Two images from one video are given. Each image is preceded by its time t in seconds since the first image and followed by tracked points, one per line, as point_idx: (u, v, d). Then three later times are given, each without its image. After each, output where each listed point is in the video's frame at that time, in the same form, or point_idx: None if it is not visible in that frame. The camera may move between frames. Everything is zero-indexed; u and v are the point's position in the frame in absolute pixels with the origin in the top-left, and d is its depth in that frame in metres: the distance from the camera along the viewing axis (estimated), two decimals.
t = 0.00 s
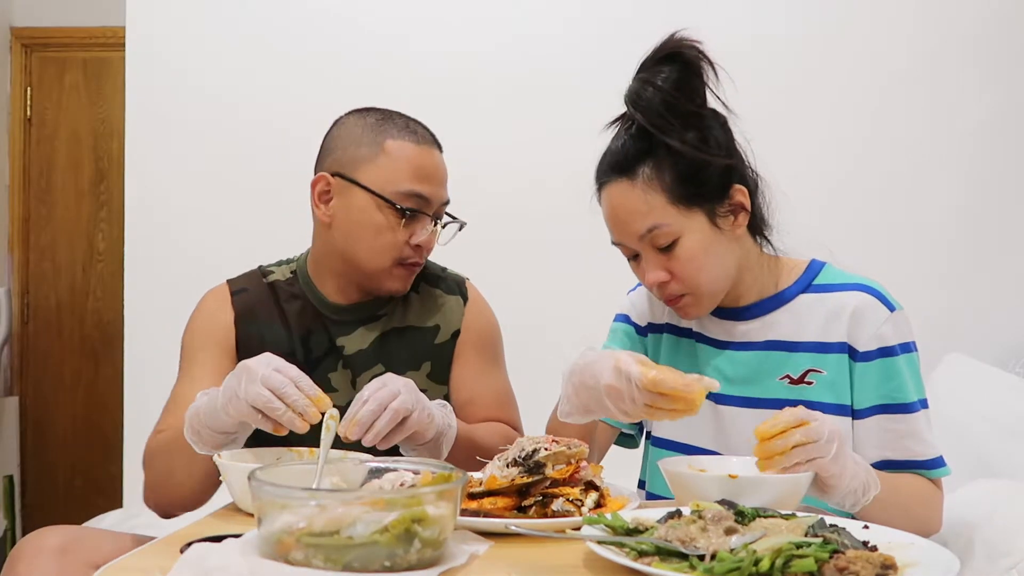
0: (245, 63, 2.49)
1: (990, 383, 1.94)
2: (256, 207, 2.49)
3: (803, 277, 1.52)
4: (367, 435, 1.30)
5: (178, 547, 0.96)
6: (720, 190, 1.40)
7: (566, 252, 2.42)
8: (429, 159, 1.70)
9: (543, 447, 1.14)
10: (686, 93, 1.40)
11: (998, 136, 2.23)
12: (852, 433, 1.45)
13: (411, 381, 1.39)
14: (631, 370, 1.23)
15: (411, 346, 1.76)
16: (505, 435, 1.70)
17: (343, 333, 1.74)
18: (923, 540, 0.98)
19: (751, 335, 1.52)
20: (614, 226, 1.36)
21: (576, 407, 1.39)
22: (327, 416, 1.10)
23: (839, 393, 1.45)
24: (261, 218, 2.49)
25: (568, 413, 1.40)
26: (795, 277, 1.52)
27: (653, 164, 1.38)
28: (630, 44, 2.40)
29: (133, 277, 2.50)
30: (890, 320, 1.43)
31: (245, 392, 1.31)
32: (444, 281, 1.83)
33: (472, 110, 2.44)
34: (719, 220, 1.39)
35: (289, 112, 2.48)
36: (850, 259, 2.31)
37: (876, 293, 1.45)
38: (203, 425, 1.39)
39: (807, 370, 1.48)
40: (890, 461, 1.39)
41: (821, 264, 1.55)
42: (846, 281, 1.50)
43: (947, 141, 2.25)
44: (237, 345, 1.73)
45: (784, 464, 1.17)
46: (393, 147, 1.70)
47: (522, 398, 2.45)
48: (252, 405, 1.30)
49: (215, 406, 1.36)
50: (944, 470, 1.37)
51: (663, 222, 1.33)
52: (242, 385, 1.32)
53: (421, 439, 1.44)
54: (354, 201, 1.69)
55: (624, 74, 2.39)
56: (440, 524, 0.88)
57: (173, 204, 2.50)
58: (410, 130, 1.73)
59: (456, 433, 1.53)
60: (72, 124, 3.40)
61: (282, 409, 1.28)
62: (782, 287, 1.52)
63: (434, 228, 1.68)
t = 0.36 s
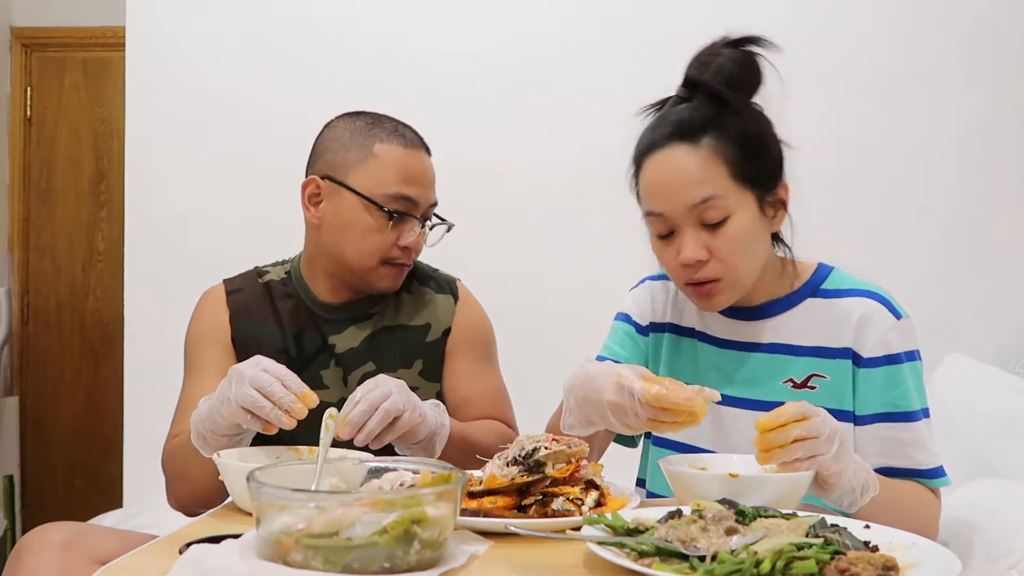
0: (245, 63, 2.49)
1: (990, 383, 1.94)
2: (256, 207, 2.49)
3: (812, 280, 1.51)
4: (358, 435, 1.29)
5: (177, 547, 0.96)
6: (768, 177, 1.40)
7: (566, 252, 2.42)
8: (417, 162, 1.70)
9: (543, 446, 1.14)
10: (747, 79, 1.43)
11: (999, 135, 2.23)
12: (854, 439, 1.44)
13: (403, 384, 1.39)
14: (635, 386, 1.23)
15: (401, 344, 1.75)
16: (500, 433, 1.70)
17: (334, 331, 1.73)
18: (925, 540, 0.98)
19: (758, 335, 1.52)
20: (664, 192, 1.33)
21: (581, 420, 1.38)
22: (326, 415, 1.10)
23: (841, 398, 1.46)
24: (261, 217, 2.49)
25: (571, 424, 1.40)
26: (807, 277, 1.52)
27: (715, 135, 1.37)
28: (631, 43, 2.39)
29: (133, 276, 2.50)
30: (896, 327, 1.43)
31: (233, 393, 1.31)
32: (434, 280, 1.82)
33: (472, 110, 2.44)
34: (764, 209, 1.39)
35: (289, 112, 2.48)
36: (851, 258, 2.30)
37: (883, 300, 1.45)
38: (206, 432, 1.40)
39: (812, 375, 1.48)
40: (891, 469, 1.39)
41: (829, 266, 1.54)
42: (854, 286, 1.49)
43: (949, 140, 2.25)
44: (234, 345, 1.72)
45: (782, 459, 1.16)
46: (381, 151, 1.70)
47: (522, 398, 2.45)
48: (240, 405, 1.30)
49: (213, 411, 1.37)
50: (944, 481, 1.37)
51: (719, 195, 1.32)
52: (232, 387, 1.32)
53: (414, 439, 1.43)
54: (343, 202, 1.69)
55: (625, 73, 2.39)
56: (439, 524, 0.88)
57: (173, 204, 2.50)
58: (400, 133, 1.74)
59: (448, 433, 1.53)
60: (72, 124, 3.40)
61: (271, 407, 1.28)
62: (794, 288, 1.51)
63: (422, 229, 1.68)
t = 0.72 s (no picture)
0: (245, 63, 2.49)
1: (990, 384, 1.94)
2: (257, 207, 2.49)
3: (839, 299, 1.47)
4: (371, 419, 1.30)
5: (180, 547, 0.96)
6: (809, 198, 1.35)
7: (566, 253, 2.42)
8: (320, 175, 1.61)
9: (545, 447, 1.14)
10: (814, 96, 1.40)
11: (999, 137, 2.23)
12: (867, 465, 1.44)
13: (415, 369, 1.40)
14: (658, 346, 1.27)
15: (407, 346, 1.74)
16: (508, 432, 1.68)
17: (336, 333, 1.73)
18: (925, 541, 0.98)
19: (779, 357, 1.47)
20: (703, 185, 1.28)
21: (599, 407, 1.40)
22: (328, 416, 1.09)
23: (863, 427, 1.43)
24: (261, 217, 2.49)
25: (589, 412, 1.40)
26: (834, 292, 1.47)
27: (767, 140, 1.33)
28: (630, 43, 2.39)
29: (134, 276, 2.50)
30: (926, 356, 1.43)
31: (233, 391, 1.31)
32: (441, 282, 1.79)
33: (472, 110, 2.44)
34: (800, 232, 1.34)
35: (289, 112, 2.48)
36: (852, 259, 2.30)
37: (915, 328, 1.43)
38: (196, 425, 1.39)
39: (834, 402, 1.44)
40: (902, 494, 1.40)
41: (858, 281, 1.49)
42: (881, 308, 1.46)
43: (949, 141, 2.25)
44: (245, 344, 1.73)
45: (777, 463, 1.17)
46: (290, 168, 1.63)
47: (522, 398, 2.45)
48: (240, 404, 1.30)
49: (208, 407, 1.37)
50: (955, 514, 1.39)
51: (758, 204, 1.28)
52: (231, 385, 1.33)
53: (424, 428, 1.43)
54: (269, 224, 1.69)
55: (625, 73, 2.39)
56: (441, 524, 0.88)
57: (173, 204, 2.50)
58: (317, 140, 1.64)
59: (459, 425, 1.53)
60: (72, 123, 3.40)
61: (270, 406, 1.28)
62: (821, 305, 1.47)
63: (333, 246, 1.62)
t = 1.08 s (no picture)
0: (246, 63, 2.50)
1: (991, 385, 1.94)
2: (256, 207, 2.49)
3: (844, 308, 1.47)
4: (373, 428, 1.30)
5: (180, 546, 0.96)
6: (810, 220, 1.34)
7: (565, 253, 2.42)
8: (225, 201, 1.55)
9: (544, 447, 1.13)
10: (824, 109, 1.36)
11: (999, 136, 2.23)
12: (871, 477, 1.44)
13: (418, 375, 1.39)
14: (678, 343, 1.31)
15: (402, 348, 1.72)
16: (511, 428, 1.69)
17: (330, 336, 1.72)
18: (924, 541, 0.98)
19: (779, 366, 1.48)
20: (702, 206, 1.26)
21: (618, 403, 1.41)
22: (328, 416, 1.09)
23: (865, 439, 1.43)
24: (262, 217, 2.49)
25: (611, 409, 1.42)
26: (837, 302, 1.47)
27: (771, 158, 1.31)
28: (631, 42, 2.39)
29: (134, 276, 2.50)
30: (933, 367, 1.42)
31: (235, 386, 1.30)
32: (437, 281, 1.79)
33: (473, 110, 2.44)
34: (801, 255, 1.34)
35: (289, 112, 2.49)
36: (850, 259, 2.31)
37: (923, 339, 1.43)
38: (163, 397, 1.42)
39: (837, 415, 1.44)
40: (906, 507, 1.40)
41: (863, 289, 1.49)
42: (887, 317, 1.46)
43: (949, 141, 2.25)
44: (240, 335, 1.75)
45: (778, 464, 1.18)
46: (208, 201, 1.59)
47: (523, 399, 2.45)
48: (242, 399, 1.30)
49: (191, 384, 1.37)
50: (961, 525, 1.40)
51: (758, 228, 1.27)
52: (230, 374, 1.32)
53: (428, 433, 1.43)
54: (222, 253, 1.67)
55: (626, 73, 2.39)
56: (441, 524, 0.88)
57: (173, 203, 2.50)
58: (228, 164, 1.59)
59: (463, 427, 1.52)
60: (72, 124, 3.40)
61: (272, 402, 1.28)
62: (822, 315, 1.47)
63: (261, 268, 1.56)
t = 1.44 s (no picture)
0: (245, 63, 2.50)
1: (991, 385, 1.94)
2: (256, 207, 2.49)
3: (848, 309, 1.46)
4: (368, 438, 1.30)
5: (180, 546, 0.96)
6: (811, 226, 1.34)
7: (566, 253, 2.42)
8: (207, 204, 1.55)
9: (544, 448, 1.13)
10: (818, 112, 1.36)
11: (998, 136, 2.23)
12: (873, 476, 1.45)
13: (412, 382, 1.39)
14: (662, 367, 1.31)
15: (394, 350, 1.71)
16: (507, 430, 1.69)
17: (320, 339, 1.71)
18: (924, 541, 0.98)
19: (783, 368, 1.47)
20: (701, 216, 1.26)
21: (611, 418, 1.42)
22: (328, 416, 1.09)
23: (868, 439, 1.44)
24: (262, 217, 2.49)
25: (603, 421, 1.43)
26: (842, 303, 1.47)
27: (767, 166, 1.31)
28: (631, 42, 2.39)
29: (134, 276, 2.50)
30: (938, 368, 1.43)
31: (226, 388, 1.30)
32: (429, 283, 1.79)
33: (472, 110, 2.45)
34: (802, 261, 1.34)
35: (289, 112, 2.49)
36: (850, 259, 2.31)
37: (926, 339, 1.43)
38: (152, 399, 1.42)
39: (841, 415, 1.45)
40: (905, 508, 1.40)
41: (866, 290, 1.49)
42: (891, 318, 1.46)
43: (948, 140, 2.25)
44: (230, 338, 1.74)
45: (778, 465, 1.18)
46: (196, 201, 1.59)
47: (522, 399, 2.45)
48: (234, 401, 1.30)
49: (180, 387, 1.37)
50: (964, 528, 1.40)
51: (757, 238, 1.26)
52: (220, 378, 1.32)
53: (425, 439, 1.42)
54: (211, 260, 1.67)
55: (625, 73, 2.39)
56: (441, 524, 0.88)
57: (173, 203, 2.50)
58: (211, 166, 1.59)
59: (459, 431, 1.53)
60: (72, 124, 3.40)
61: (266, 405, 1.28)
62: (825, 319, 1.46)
63: (247, 271, 1.55)
